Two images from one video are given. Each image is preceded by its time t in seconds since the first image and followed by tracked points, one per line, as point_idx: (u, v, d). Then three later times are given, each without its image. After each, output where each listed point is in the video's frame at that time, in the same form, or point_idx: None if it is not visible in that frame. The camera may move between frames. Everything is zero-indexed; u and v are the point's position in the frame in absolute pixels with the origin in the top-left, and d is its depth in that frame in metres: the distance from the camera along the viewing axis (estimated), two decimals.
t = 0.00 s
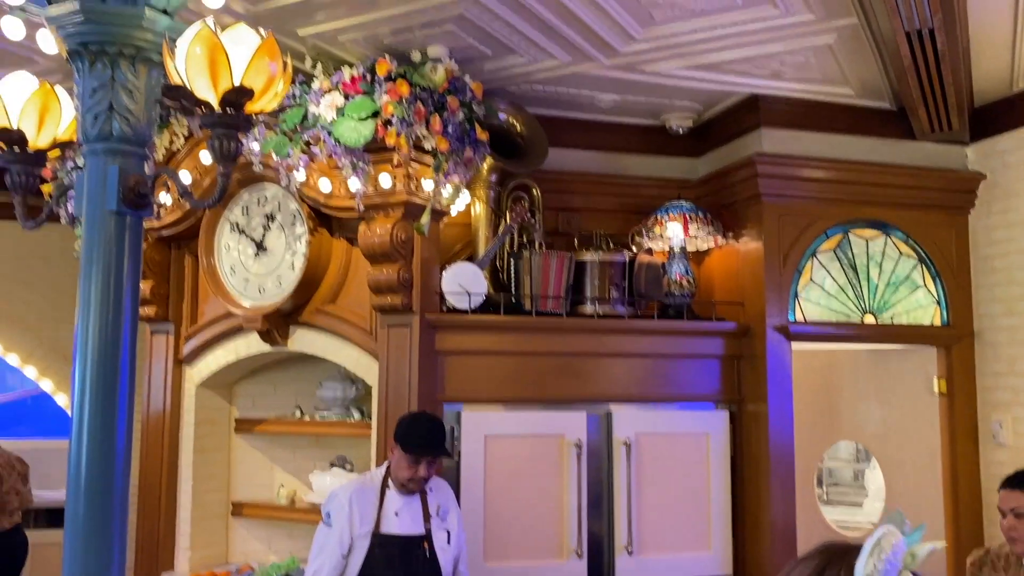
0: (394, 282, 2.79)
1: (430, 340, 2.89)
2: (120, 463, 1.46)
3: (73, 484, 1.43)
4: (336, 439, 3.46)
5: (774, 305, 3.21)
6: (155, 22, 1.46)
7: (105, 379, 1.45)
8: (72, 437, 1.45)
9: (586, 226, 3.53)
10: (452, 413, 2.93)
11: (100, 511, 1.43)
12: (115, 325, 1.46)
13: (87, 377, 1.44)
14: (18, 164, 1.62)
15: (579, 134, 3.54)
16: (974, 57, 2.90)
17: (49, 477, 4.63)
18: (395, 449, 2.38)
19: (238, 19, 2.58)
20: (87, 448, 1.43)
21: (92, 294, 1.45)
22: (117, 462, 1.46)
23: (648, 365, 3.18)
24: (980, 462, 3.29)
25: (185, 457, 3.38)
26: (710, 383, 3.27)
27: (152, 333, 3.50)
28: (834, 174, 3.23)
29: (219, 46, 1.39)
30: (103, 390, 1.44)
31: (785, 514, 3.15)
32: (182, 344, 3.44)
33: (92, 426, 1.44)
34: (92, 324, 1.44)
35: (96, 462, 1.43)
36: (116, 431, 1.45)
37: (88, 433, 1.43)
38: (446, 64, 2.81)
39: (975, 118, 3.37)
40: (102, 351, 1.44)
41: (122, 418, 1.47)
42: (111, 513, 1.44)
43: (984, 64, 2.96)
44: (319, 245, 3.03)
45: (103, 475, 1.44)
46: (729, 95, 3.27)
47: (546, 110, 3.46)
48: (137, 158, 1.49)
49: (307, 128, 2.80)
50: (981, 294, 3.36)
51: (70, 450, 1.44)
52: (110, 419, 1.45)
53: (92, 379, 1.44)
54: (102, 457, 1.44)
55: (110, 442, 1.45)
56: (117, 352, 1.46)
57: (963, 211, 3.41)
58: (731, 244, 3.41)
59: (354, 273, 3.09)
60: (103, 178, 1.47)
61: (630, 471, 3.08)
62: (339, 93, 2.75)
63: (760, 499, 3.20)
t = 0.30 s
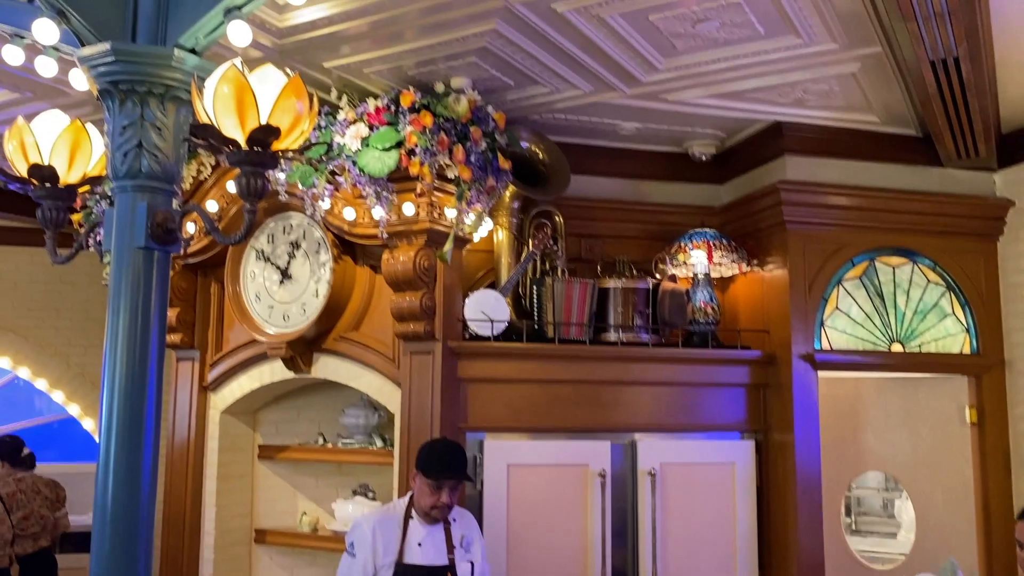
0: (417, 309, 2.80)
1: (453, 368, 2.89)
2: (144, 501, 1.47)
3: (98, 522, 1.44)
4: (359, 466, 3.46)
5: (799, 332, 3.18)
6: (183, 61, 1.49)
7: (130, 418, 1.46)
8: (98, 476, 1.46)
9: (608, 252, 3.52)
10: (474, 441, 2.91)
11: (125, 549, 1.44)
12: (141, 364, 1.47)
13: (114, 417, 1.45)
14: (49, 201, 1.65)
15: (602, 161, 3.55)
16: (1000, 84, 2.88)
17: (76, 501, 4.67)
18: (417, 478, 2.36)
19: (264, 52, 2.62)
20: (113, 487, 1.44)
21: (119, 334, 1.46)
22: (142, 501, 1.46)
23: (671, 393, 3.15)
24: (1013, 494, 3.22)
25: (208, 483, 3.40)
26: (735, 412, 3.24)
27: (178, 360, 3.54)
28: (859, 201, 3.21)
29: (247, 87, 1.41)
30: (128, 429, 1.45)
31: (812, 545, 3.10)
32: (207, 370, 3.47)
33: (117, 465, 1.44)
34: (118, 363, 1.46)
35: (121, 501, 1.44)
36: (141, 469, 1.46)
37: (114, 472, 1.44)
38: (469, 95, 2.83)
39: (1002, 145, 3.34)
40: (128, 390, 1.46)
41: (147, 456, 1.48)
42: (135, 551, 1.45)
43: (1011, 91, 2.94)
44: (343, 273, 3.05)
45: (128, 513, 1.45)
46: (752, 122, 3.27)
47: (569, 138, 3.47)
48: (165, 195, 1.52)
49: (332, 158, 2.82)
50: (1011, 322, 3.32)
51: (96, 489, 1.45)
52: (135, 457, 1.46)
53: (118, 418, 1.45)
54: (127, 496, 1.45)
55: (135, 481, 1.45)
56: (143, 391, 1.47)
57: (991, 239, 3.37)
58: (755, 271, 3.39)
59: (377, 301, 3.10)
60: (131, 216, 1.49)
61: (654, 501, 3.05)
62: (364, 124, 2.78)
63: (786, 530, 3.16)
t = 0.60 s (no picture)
0: (432, 323, 2.80)
1: (468, 381, 2.88)
2: (162, 519, 1.47)
3: (116, 539, 1.44)
4: (374, 479, 3.47)
5: (817, 346, 3.16)
6: (203, 79, 1.50)
7: (149, 434, 1.46)
8: (116, 492, 1.46)
9: (624, 266, 3.51)
10: (490, 455, 2.90)
11: (143, 567, 1.44)
12: (160, 381, 1.48)
13: (132, 434, 1.45)
14: (68, 217, 1.65)
15: (617, 174, 3.55)
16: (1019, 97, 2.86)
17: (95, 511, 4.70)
18: (432, 491, 2.34)
19: (282, 68, 2.63)
20: (131, 503, 1.44)
21: (138, 351, 1.47)
22: (160, 518, 1.46)
23: (689, 408, 3.13)
24: None
25: (224, 495, 3.40)
26: (752, 426, 3.22)
27: (195, 372, 3.55)
28: (877, 214, 3.19)
29: (266, 104, 1.43)
30: (146, 446, 1.46)
31: (831, 561, 3.07)
32: (224, 384, 3.48)
33: (136, 482, 1.45)
34: (138, 380, 1.46)
35: (139, 518, 1.44)
36: (158, 486, 1.46)
37: (132, 488, 1.45)
38: (485, 109, 2.83)
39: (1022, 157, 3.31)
40: (147, 406, 1.46)
41: (165, 473, 1.48)
42: (152, 568, 1.45)
43: None
44: (359, 286, 3.06)
45: (146, 530, 1.45)
46: (769, 136, 3.25)
47: (584, 151, 3.47)
48: (184, 212, 1.53)
49: (348, 173, 2.81)
50: None
51: (114, 505, 1.46)
52: (153, 474, 1.46)
53: (136, 435, 1.45)
54: (145, 513, 1.45)
55: (152, 498, 1.46)
56: (162, 408, 1.48)
57: (1011, 252, 3.35)
58: (773, 284, 3.37)
59: (392, 314, 3.10)
60: (151, 232, 1.49)
61: (671, 516, 3.03)
62: (380, 138, 2.79)
63: (804, 546, 3.13)
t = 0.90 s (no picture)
0: (439, 325, 2.79)
1: (475, 383, 2.88)
2: (166, 522, 1.46)
3: (120, 539, 1.44)
4: (380, 482, 3.47)
5: (826, 349, 3.14)
6: (208, 81, 1.50)
7: (153, 435, 1.46)
8: (120, 492, 1.46)
9: (631, 268, 3.50)
10: (497, 458, 2.89)
11: (147, 567, 1.43)
12: (164, 382, 1.47)
13: (137, 435, 1.45)
14: (73, 220, 1.65)
15: (625, 177, 3.54)
16: None
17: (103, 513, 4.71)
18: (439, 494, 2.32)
19: (288, 70, 2.63)
20: (135, 504, 1.44)
21: (142, 352, 1.46)
22: (164, 518, 1.46)
23: (696, 411, 3.12)
24: None
25: (230, 498, 3.40)
26: (760, 430, 3.20)
27: (201, 374, 3.55)
28: (886, 216, 3.17)
29: (270, 105, 1.42)
30: (150, 447, 1.45)
31: (839, 565, 3.05)
32: (230, 386, 3.48)
33: (140, 482, 1.44)
34: (142, 380, 1.46)
35: (142, 518, 1.44)
36: (162, 488, 1.46)
37: (136, 488, 1.44)
38: (491, 111, 2.82)
39: None
40: (151, 406, 1.46)
41: (169, 475, 1.47)
42: (156, 569, 1.44)
43: None
44: (365, 289, 3.05)
45: (151, 531, 1.44)
46: (777, 137, 3.24)
47: (592, 153, 3.46)
48: (189, 214, 1.52)
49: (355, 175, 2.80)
50: None
51: (118, 506, 1.45)
52: (157, 476, 1.46)
53: (141, 435, 1.45)
54: (149, 513, 1.44)
55: (156, 501, 1.45)
56: (166, 408, 1.47)
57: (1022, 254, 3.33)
58: (781, 287, 3.35)
59: (399, 316, 3.10)
60: (155, 234, 1.49)
61: (679, 520, 3.01)
62: (387, 140, 2.78)
63: (812, 550, 3.11)
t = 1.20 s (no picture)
0: (435, 312, 2.78)
1: (472, 370, 2.87)
2: (157, 509, 1.46)
3: (111, 524, 1.43)
4: (377, 468, 3.47)
5: (823, 337, 3.13)
6: (198, 62, 1.48)
7: (144, 420, 1.45)
8: (111, 478, 1.45)
9: (629, 255, 3.49)
10: (493, 445, 2.89)
11: (138, 553, 1.43)
12: (155, 367, 1.46)
13: (127, 421, 1.44)
14: (63, 203, 1.64)
15: (623, 163, 3.52)
16: None
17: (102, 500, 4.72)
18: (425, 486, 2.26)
19: (283, 54, 2.61)
20: (125, 489, 1.43)
21: (133, 337, 1.46)
22: (155, 504, 1.45)
23: (694, 398, 3.11)
24: None
25: (227, 484, 3.40)
26: (757, 417, 3.20)
27: (198, 361, 3.54)
28: (885, 203, 3.16)
29: (260, 86, 1.41)
30: (141, 433, 1.45)
31: (834, 551, 3.05)
32: (227, 373, 3.47)
33: (131, 468, 1.44)
34: (133, 365, 1.45)
35: (133, 503, 1.43)
36: (153, 474, 1.45)
37: (127, 474, 1.44)
38: (488, 97, 2.80)
39: None
40: (142, 393, 1.45)
41: (160, 461, 1.47)
42: (147, 554, 1.44)
43: None
44: (362, 275, 3.04)
45: (142, 517, 1.44)
46: (776, 124, 3.22)
47: (589, 140, 3.45)
48: (179, 197, 1.51)
49: (350, 160, 2.80)
50: None
51: (109, 492, 1.45)
52: (148, 462, 1.45)
53: (131, 420, 1.44)
54: (140, 498, 1.44)
55: (147, 487, 1.45)
56: (157, 394, 1.47)
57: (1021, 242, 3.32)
58: (778, 274, 3.34)
59: (395, 303, 3.09)
60: (145, 217, 1.48)
61: (675, 507, 3.01)
62: (383, 125, 2.77)
63: (808, 537, 3.11)
